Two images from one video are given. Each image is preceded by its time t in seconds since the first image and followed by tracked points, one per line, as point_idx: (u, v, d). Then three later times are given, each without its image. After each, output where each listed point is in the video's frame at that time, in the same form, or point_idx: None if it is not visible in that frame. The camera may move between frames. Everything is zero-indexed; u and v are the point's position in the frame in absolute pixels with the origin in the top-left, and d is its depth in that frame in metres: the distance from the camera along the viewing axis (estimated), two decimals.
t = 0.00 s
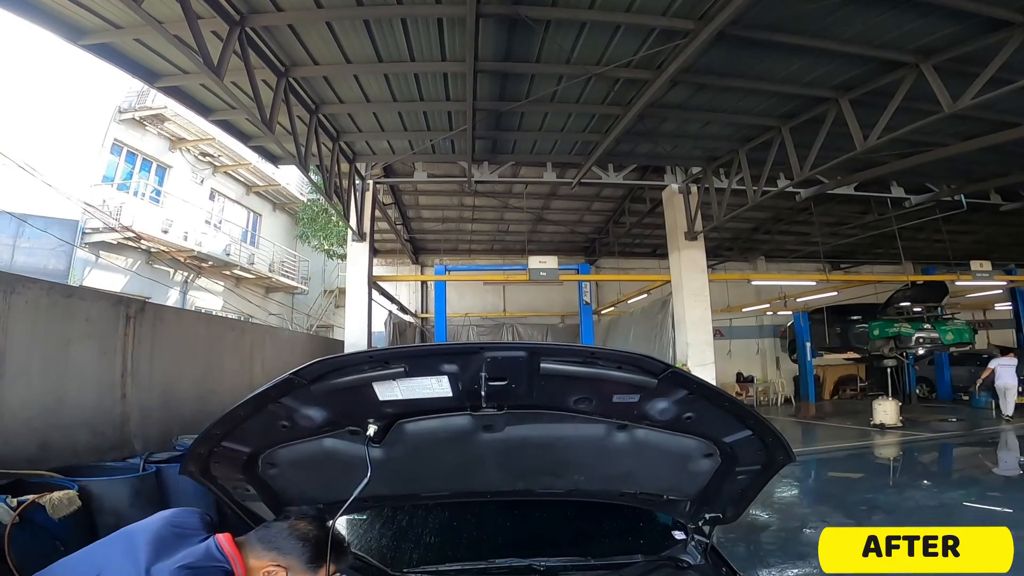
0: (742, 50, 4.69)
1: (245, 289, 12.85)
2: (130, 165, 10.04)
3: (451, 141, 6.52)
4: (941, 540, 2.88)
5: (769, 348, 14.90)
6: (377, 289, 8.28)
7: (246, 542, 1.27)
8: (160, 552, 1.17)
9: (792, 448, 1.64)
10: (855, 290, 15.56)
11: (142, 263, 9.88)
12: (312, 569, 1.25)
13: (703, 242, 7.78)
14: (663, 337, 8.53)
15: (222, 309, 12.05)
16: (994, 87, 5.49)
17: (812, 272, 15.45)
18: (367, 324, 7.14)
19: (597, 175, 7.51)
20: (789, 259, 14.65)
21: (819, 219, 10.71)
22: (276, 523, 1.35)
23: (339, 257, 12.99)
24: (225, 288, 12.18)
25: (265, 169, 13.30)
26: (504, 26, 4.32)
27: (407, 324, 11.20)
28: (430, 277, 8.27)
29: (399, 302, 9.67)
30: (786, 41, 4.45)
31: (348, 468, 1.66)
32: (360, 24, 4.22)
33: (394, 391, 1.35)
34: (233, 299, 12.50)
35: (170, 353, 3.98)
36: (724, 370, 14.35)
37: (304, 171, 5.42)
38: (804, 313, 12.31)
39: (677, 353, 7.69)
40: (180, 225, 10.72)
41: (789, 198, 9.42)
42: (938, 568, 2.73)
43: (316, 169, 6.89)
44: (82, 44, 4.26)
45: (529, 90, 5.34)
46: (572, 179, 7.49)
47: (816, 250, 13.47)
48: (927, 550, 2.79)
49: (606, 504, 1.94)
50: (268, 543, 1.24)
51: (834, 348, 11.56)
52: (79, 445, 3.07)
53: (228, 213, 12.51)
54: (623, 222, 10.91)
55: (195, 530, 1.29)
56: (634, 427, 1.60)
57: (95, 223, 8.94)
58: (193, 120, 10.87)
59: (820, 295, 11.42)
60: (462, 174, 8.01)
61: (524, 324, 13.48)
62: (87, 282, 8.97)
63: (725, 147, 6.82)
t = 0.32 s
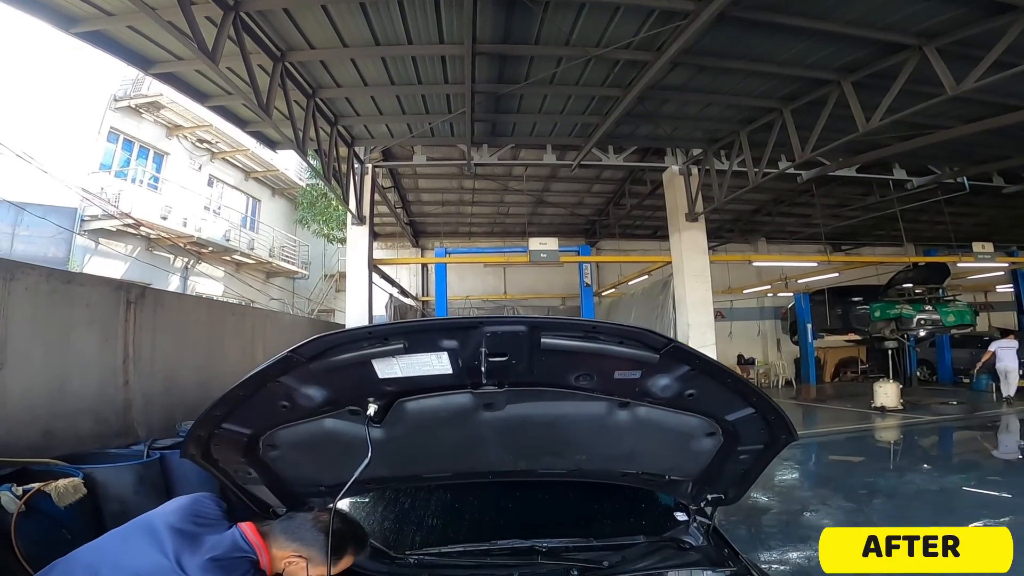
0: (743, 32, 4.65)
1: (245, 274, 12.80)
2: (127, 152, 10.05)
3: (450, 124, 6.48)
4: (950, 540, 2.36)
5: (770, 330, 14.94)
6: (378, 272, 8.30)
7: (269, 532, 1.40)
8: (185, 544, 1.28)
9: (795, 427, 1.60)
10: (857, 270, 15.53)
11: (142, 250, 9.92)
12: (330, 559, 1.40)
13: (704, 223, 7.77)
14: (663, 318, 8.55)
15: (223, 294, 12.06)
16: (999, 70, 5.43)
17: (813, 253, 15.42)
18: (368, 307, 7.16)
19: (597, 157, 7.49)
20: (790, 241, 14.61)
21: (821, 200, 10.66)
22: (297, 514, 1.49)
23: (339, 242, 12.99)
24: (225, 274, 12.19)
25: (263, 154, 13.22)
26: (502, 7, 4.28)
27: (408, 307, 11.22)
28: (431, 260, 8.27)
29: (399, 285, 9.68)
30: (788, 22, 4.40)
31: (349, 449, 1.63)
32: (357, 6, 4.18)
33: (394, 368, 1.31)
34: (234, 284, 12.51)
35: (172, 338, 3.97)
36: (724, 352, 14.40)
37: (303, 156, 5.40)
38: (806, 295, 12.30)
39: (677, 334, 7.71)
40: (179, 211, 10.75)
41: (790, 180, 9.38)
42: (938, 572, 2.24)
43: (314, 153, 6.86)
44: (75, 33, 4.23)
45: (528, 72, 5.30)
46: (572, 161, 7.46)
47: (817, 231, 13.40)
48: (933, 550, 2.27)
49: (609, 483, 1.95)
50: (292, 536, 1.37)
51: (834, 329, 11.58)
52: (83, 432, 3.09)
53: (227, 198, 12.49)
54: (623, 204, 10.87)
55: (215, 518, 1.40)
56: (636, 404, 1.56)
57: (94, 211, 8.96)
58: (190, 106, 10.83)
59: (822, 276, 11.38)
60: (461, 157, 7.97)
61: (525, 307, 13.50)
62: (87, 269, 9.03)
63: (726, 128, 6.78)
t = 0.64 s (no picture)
0: (746, 15, 4.60)
1: (245, 259, 12.76)
2: (125, 140, 10.06)
3: (449, 107, 6.44)
4: (949, 540, 2.47)
5: (771, 313, 14.97)
6: (378, 255, 8.30)
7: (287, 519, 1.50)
8: (210, 528, 1.35)
9: (797, 407, 1.54)
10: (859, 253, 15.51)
11: (142, 235, 9.98)
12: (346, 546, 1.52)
13: (705, 206, 7.74)
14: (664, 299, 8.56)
15: (223, 280, 12.08)
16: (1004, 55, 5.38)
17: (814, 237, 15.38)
18: (368, 289, 7.18)
19: (597, 140, 7.46)
20: (791, 224, 14.57)
21: (823, 183, 10.62)
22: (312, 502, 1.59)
23: (339, 226, 12.97)
24: (225, 259, 12.19)
25: (262, 139, 13.15)
26: None
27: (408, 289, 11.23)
28: (431, 243, 8.26)
29: (399, 268, 9.68)
30: (791, 6, 4.35)
31: (347, 429, 1.58)
32: None
33: (394, 344, 1.26)
34: (234, 269, 12.54)
35: (173, 323, 3.95)
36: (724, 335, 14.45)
37: (302, 140, 5.39)
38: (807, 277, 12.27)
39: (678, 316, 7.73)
40: (179, 197, 10.77)
41: (792, 163, 9.32)
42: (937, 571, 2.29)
43: (312, 138, 6.82)
44: (68, 20, 4.18)
45: (527, 55, 5.26)
46: (572, 144, 7.44)
47: (818, 215, 13.34)
48: (933, 551, 2.33)
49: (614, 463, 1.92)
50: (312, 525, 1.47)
51: (835, 313, 11.59)
52: (86, 418, 3.10)
53: (226, 183, 12.48)
54: (624, 186, 10.82)
55: (231, 505, 1.47)
56: (637, 382, 1.47)
57: (93, 197, 8.99)
58: (187, 93, 10.80)
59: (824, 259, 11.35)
60: (460, 140, 7.94)
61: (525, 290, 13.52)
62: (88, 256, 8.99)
63: (727, 112, 6.72)
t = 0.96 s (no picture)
0: None
1: (245, 245, 12.77)
2: (122, 127, 10.08)
3: (449, 92, 6.40)
4: (949, 539, 2.34)
5: (772, 297, 14.97)
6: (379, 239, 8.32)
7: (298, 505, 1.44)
8: (225, 514, 1.33)
9: (800, 387, 1.52)
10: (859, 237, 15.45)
11: (141, 222, 9.93)
12: (356, 532, 1.48)
13: (706, 190, 7.73)
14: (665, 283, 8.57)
15: (224, 266, 12.08)
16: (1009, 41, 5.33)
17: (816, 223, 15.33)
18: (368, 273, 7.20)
19: (598, 125, 7.44)
20: (793, 210, 14.51)
21: (825, 169, 10.56)
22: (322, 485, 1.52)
23: (339, 212, 12.96)
24: (225, 245, 12.17)
25: (260, 125, 13.08)
26: None
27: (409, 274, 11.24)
28: (430, 227, 8.26)
29: (400, 253, 9.67)
30: None
31: (348, 411, 1.57)
32: None
33: (393, 323, 1.25)
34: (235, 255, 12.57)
35: (175, 308, 3.94)
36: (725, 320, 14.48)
37: (301, 127, 5.37)
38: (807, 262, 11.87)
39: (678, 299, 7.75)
40: (178, 183, 10.76)
41: (794, 148, 9.27)
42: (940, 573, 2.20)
43: (311, 123, 6.78)
44: (62, 8, 4.14)
45: (527, 38, 5.22)
46: (572, 128, 7.40)
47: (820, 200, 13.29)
48: (933, 551, 2.23)
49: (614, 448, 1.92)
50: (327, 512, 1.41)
51: (837, 298, 11.59)
52: (88, 405, 3.11)
53: (225, 170, 12.45)
54: (624, 171, 10.77)
55: (246, 489, 1.45)
56: (639, 361, 1.45)
57: (92, 184, 8.97)
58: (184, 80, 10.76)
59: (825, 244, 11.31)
60: (460, 125, 7.90)
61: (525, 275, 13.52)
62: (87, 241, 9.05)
63: (729, 97, 6.68)
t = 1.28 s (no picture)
0: None
1: (245, 235, 12.77)
2: (121, 118, 10.14)
3: (449, 81, 6.38)
4: (949, 540, 2.23)
5: (773, 286, 14.97)
6: (379, 228, 8.32)
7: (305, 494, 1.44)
8: (236, 504, 1.34)
9: (803, 373, 1.51)
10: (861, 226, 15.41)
11: (141, 212, 9.94)
12: (364, 521, 1.49)
13: (707, 178, 7.71)
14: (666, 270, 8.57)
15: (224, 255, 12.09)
16: (1013, 32, 5.29)
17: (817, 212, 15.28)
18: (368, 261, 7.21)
19: (599, 114, 7.41)
20: (794, 200, 14.45)
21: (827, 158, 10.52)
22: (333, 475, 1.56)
23: (338, 202, 12.94)
24: (225, 235, 12.16)
25: (259, 115, 13.02)
26: None
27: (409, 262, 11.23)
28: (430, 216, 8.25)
29: (399, 242, 9.66)
30: None
31: (348, 397, 1.55)
32: None
33: (393, 307, 1.25)
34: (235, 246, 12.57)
35: (175, 298, 3.92)
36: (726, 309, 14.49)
37: (300, 117, 5.36)
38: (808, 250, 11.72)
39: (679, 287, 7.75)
40: (177, 173, 10.84)
41: (796, 137, 9.22)
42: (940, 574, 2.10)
43: (311, 113, 6.76)
44: None
45: (528, 28, 5.19)
46: (573, 117, 7.38)
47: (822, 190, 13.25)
48: (934, 551, 2.14)
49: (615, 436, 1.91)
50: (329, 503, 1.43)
51: (838, 286, 11.59)
52: (89, 395, 3.11)
53: (224, 161, 12.44)
54: (625, 159, 10.73)
55: (254, 478, 1.45)
56: (641, 346, 1.45)
57: (91, 175, 9.00)
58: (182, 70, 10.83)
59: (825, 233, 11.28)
60: (460, 115, 7.87)
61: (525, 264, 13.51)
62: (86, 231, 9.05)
63: (731, 86, 6.64)
